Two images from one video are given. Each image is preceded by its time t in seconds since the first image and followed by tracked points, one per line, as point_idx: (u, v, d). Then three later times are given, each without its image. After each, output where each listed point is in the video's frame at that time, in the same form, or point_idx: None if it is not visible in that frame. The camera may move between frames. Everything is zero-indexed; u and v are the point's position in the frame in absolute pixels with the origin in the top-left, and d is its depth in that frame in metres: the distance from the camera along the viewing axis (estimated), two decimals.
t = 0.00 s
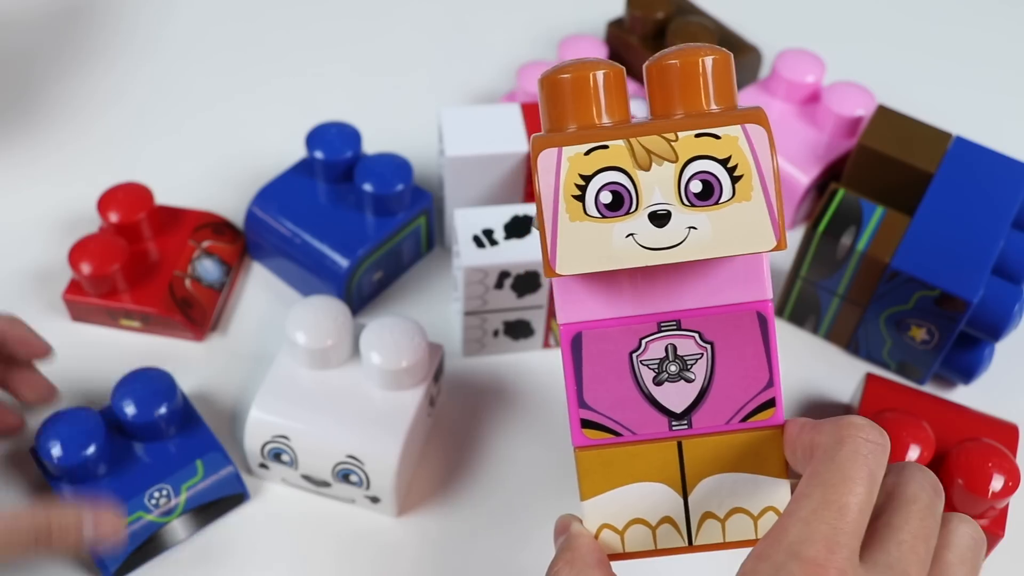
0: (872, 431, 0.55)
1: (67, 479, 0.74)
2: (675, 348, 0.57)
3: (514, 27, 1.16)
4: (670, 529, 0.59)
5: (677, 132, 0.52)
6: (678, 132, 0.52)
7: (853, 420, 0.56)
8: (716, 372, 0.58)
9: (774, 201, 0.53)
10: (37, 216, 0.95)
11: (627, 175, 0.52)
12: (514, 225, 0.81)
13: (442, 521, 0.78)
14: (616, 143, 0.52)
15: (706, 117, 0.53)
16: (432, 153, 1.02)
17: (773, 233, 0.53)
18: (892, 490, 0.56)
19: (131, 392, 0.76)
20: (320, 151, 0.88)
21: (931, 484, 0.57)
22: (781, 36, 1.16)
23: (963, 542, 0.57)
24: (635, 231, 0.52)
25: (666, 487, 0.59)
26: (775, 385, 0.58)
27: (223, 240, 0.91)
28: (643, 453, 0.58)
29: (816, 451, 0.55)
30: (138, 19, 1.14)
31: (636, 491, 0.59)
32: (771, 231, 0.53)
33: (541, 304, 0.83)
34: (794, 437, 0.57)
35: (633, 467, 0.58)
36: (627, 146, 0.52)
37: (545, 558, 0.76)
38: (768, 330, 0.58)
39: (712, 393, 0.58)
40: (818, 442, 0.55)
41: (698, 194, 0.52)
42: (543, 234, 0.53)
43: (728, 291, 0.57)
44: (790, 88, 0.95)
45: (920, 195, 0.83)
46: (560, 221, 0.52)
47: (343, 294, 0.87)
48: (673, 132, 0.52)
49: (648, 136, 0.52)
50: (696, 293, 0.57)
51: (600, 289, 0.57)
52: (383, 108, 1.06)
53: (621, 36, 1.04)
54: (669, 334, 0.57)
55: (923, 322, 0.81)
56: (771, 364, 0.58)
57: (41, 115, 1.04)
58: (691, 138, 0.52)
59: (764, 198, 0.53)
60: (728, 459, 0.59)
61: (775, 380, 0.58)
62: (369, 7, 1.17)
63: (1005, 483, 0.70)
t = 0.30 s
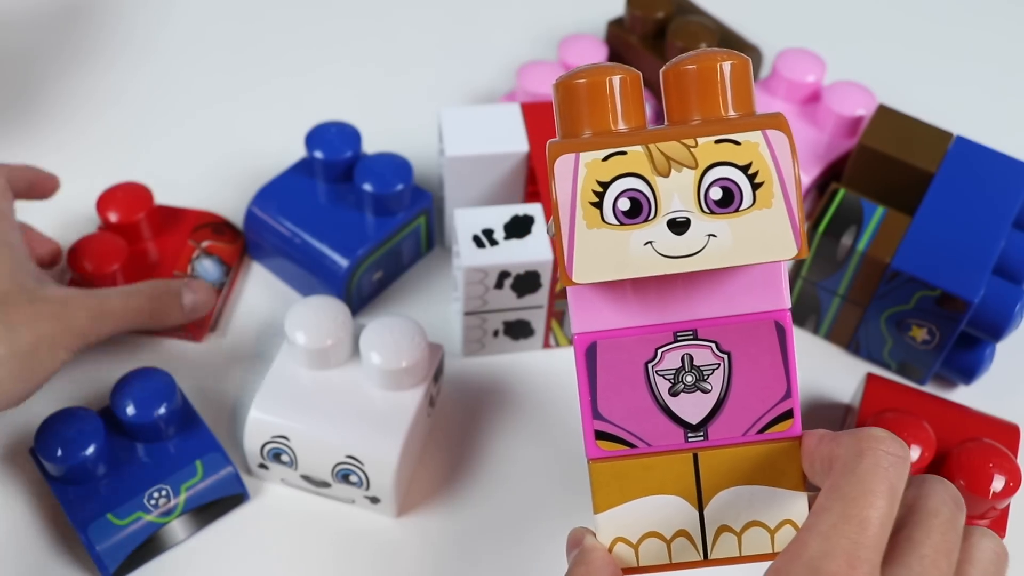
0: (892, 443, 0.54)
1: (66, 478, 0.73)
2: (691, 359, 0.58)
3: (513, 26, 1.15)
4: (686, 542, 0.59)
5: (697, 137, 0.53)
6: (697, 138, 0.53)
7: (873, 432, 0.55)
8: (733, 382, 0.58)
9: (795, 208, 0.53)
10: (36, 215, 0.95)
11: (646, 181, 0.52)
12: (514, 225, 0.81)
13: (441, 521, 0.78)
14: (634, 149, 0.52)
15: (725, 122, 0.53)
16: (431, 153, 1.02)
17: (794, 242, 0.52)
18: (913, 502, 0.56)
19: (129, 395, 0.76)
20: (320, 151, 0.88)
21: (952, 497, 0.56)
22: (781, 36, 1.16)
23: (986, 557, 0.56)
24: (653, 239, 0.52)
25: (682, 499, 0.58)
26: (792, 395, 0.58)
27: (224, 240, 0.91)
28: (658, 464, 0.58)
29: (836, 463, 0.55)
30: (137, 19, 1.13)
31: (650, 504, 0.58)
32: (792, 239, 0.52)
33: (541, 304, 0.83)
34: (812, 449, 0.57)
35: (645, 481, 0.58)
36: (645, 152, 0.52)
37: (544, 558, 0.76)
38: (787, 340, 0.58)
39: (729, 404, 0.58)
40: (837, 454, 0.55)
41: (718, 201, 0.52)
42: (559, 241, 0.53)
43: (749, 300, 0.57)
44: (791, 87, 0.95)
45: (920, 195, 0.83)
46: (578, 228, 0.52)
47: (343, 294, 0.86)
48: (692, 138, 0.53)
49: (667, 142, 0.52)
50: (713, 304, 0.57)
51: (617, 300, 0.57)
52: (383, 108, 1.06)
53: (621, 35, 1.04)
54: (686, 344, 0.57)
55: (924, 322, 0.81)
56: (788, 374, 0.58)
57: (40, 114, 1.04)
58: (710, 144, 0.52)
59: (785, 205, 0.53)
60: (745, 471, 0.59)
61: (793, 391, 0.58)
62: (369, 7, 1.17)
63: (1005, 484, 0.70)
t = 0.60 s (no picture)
0: (895, 461, 0.54)
1: (65, 479, 0.73)
2: (694, 379, 0.58)
3: (513, 26, 1.15)
4: (690, 562, 0.59)
5: (696, 159, 0.53)
6: (697, 160, 0.53)
7: (874, 449, 0.55)
8: (735, 402, 0.59)
9: (794, 228, 0.53)
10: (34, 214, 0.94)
11: (646, 204, 0.53)
12: (513, 225, 0.80)
13: (440, 522, 0.78)
14: (634, 171, 0.53)
15: (724, 144, 0.53)
16: (431, 153, 1.02)
17: (794, 261, 0.53)
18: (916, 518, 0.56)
19: (128, 394, 0.75)
20: (320, 151, 0.87)
21: (955, 514, 0.56)
22: (782, 35, 1.15)
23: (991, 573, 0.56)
24: (655, 260, 0.53)
25: (686, 519, 0.59)
26: (794, 415, 0.59)
27: (212, 241, 0.92)
28: (659, 485, 0.58)
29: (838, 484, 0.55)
30: (137, 18, 1.13)
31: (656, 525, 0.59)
32: (792, 259, 0.53)
33: (542, 304, 0.83)
34: (814, 468, 0.57)
35: (649, 501, 0.58)
36: (645, 174, 0.53)
37: (543, 559, 0.76)
38: (789, 361, 0.59)
39: (732, 424, 0.58)
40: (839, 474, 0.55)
41: (718, 222, 0.53)
42: (562, 264, 0.53)
43: (751, 321, 0.59)
44: (792, 87, 0.95)
45: (922, 194, 0.82)
46: (579, 249, 0.53)
47: (343, 294, 0.86)
48: (691, 160, 0.53)
49: (667, 164, 0.53)
50: (715, 325, 0.59)
51: (621, 322, 0.58)
52: (382, 108, 1.06)
53: (621, 34, 1.04)
54: (688, 364, 0.58)
55: (925, 322, 0.80)
56: (789, 394, 0.59)
57: (39, 113, 1.03)
58: (710, 166, 0.53)
59: (784, 225, 0.53)
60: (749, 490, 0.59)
61: (795, 410, 0.59)
62: (368, 6, 1.16)
63: (1007, 484, 0.70)
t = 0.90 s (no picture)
0: (888, 459, 0.54)
1: (64, 479, 0.73)
2: (685, 375, 0.58)
3: (514, 26, 1.15)
4: (683, 560, 0.59)
5: (686, 154, 0.53)
6: (686, 155, 0.53)
7: (867, 448, 0.55)
8: (726, 399, 0.59)
9: (785, 222, 0.54)
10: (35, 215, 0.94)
11: (635, 198, 0.53)
12: (513, 225, 0.80)
13: (440, 522, 0.78)
14: (623, 166, 0.53)
15: (713, 139, 0.54)
16: (432, 153, 1.02)
17: (784, 256, 0.53)
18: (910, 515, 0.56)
19: (130, 395, 0.75)
20: (320, 151, 0.87)
21: (948, 509, 0.56)
22: (783, 35, 1.15)
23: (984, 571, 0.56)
24: (645, 255, 0.53)
25: (678, 517, 0.59)
26: (785, 410, 0.59)
27: (171, 183, 0.78)
28: (651, 482, 0.58)
29: (831, 481, 0.55)
30: (138, 18, 1.13)
31: (645, 523, 0.59)
32: (782, 254, 0.53)
33: (542, 304, 0.83)
34: (805, 465, 0.57)
35: (643, 497, 0.58)
36: (634, 169, 0.53)
37: (543, 558, 0.76)
38: (779, 355, 0.59)
39: (723, 420, 0.59)
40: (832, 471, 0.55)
41: (708, 217, 0.53)
42: (551, 260, 0.53)
43: (742, 316, 0.59)
44: (792, 87, 0.95)
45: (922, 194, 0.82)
46: (568, 245, 0.53)
47: (343, 293, 0.86)
48: (680, 154, 0.53)
49: (656, 159, 0.53)
50: (705, 320, 0.58)
51: (611, 318, 0.58)
52: (382, 108, 1.06)
53: (621, 33, 1.04)
54: (678, 361, 0.58)
55: (925, 322, 0.80)
56: (780, 390, 0.59)
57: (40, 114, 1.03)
58: (699, 161, 0.53)
59: (775, 219, 0.54)
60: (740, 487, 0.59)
61: (786, 405, 0.59)
62: (368, 6, 1.16)
63: (1007, 484, 0.70)
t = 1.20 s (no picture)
0: (913, 474, 0.53)
1: (63, 478, 0.72)
2: (711, 383, 0.58)
3: (513, 27, 1.15)
4: (702, 566, 0.60)
5: (720, 164, 0.53)
6: (721, 164, 0.53)
7: (894, 462, 0.54)
8: (752, 407, 0.59)
9: (819, 235, 0.53)
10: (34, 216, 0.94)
11: (669, 208, 0.52)
12: (513, 225, 0.80)
13: (440, 523, 0.78)
14: (657, 174, 0.52)
15: (748, 149, 0.53)
16: (431, 153, 1.02)
17: (817, 270, 0.53)
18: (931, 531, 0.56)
19: (129, 394, 0.75)
20: (320, 151, 0.87)
21: (970, 524, 0.56)
22: (783, 35, 1.15)
23: None
24: (677, 265, 0.53)
25: (699, 524, 0.59)
26: (811, 420, 0.59)
27: (298, 201, 0.65)
28: (673, 490, 0.59)
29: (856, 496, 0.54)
30: (138, 17, 1.13)
31: (668, 531, 0.59)
32: (815, 267, 0.53)
33: (541, 304, 0.83)
34: (829, 476, 0.58)
35: (665, 506, 0.59)
36: (669, 178, 0.52)
37: (542, 558, 0.76)
38: (806, 364, 0.59)
39: (748, 429, 0.59)
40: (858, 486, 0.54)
41: (742, 228, 0.53)
42: (582, 268, 0.53)
43: (768, 326, 0.58)
44: (792, 87, 0.95)
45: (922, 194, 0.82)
46: (601, 253, 0.52)
47: (343, 293, 0.86)
48: (715, 164, 0.53)
49: (691, 168, 0.52)
50: (730, 325, 0.58)
51: (637, 325, 0.58)
52: (382, 108, 1.06)
53: (621, 33, 1.04)
54: (704, 368, 0.58)
55: (925, 322, 0.80)
56: (805, 399, 0.59)
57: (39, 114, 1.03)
58: (734, 171, 0.52)
59: (809, 232, 0.53)
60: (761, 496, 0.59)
61: (811, 415, 0.59)
62: (368, 6, 1.16)
63: (1008, 484, 0.70)
